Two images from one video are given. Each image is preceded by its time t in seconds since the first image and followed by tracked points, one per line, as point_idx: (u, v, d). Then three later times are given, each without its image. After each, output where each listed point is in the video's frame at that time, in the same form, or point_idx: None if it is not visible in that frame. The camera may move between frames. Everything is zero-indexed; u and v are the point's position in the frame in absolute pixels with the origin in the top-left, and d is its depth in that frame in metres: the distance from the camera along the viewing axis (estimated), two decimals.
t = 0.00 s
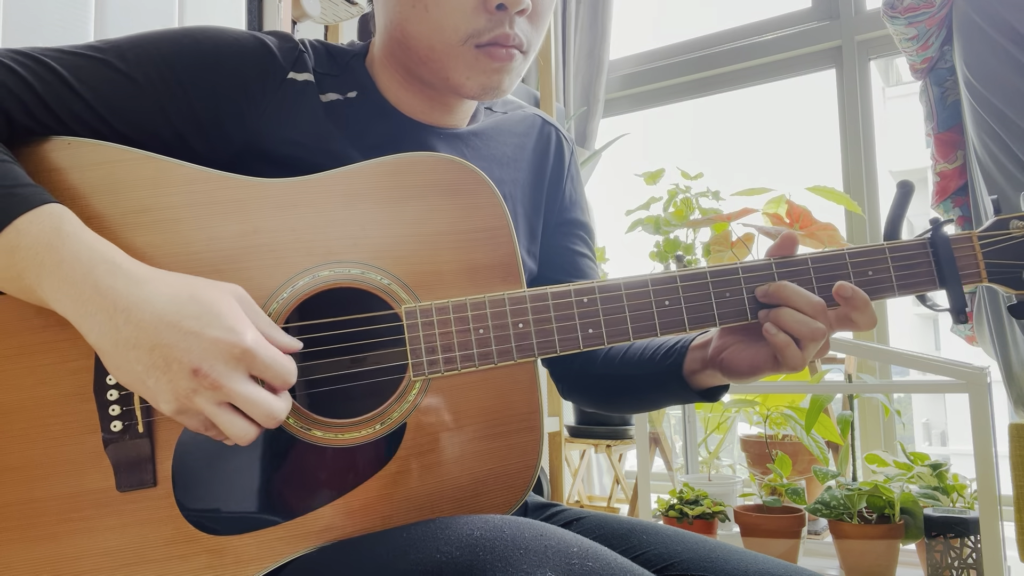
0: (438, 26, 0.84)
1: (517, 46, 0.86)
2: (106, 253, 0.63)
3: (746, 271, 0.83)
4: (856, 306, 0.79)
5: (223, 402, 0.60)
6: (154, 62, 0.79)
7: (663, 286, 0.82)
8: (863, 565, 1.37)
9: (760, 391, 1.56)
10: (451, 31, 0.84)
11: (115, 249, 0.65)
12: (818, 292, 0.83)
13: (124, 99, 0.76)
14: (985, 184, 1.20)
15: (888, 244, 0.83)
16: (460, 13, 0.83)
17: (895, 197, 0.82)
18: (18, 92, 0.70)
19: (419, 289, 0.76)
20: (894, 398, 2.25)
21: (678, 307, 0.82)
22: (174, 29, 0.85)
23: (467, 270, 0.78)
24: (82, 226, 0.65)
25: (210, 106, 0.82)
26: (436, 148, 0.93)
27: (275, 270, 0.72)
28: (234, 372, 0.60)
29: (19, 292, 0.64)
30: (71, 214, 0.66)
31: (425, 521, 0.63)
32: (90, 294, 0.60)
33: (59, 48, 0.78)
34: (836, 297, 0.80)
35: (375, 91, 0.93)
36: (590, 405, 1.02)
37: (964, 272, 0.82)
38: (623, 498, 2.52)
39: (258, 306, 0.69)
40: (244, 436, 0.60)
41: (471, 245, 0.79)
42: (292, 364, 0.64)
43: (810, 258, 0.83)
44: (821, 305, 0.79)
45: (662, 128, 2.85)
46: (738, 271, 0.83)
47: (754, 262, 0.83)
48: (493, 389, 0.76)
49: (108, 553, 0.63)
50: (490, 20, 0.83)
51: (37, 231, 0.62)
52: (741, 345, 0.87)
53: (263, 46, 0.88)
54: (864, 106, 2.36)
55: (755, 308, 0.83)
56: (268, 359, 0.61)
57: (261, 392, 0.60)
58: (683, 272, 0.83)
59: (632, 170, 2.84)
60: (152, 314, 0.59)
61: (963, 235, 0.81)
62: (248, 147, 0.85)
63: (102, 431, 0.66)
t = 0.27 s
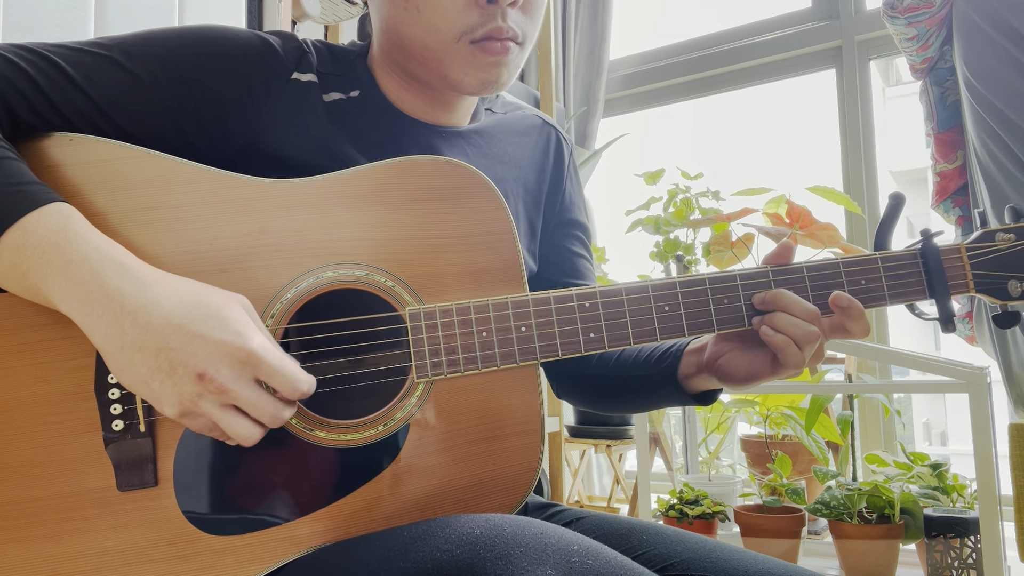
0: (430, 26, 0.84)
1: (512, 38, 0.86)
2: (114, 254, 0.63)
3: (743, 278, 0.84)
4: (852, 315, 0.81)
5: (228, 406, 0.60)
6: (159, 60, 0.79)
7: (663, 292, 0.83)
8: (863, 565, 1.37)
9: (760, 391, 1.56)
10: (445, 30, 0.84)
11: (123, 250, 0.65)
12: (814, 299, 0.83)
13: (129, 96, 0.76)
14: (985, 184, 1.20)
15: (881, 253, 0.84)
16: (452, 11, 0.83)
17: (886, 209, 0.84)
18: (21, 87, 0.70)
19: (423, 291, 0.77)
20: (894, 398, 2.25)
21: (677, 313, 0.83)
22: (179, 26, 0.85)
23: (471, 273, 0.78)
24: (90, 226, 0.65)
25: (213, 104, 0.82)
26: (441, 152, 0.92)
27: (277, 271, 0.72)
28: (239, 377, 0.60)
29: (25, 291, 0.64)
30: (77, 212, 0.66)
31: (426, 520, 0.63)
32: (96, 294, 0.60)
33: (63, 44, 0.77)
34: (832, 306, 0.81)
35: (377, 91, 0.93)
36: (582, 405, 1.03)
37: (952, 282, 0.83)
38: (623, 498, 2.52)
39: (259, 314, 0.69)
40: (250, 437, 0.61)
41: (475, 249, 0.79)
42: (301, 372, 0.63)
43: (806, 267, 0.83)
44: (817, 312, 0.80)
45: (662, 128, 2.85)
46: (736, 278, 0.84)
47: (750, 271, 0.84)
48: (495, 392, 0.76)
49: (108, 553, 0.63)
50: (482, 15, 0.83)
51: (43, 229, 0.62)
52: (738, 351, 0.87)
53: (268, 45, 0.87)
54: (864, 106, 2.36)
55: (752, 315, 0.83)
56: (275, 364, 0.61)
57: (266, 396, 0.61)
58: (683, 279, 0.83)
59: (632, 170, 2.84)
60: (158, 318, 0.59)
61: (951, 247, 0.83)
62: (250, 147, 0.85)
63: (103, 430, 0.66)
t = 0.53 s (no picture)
0: (423, 21, 0.85)
1: (505, 25, 0.86)
2: (120, 256, 0.63)
3: (743, 279, 0.84)
4: (849, 318, 0.81)
5: (232, 409, 0.60)
6: (161, 60, 0.79)
7: (665, 293, 0.83)
8: (863, 565, 1.37)
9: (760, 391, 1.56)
10: (438, 24, 0.85)
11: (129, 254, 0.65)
12: (811, 301, 0.83)
13: (130, 96, 0.76)
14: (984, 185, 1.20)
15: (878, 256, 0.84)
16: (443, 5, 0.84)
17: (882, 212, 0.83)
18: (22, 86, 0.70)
19: (426, 292, 0.77)
20: (894, 398, 2.25)
21: (679, 314, 0.83)
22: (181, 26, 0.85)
23: (474, 274, 0.78)
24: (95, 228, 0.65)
25: (214, 104, 0.82)
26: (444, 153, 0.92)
27: (280, 271, 0.72)
28: (243, 380, 0.60)
29: (31, 293, 0.64)
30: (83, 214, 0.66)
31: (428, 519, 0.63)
32: (102, 297, 0.60)
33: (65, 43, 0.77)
34: (828, 308, 0.81)
35: (377, 91, 0.93)
36: (580, 400, 1.03)
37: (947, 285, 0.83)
38: (623, 498, 2.52)
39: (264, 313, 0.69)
40: (252, 442, 0.61)
41: (478, 249, 0.79)
42: (305, 375, 0.63)
43: (804, 269, 0.84)
44: (816, 315, 0.81)
45: (662, 129, 2.85)
46: (737, 280, 0.84)
47: (749, 272, 0.84)
48: (497, 393, 0.76)
49: (109, 554, 0.63)
50: (472, 5, 0.84)
51: (48, 232, 0.62)
52: (739, 352, 0.87)
53: (269, 45, 0.88)
54: (864, 106, 2.36)
55: (753, 317, 0.84)
56: (279, 368, 0.61)
57: (269, 401, 0.61)
58: (685, 281, 0.83)
59: (631, 170, 2.84)
60: (163, 321, 0.59)
61: (947, 249, 0.82)
62: (250, 148, 0.85)
63: (106, 431, 0.66)
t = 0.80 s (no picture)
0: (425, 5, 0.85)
1: None
2: (112, 254, 0.63)
3: (746, 275, 0.84)
4: (857, 311, 0.80)
5: (229, 405, 0.60)
6: (158, 61, 0.79)
7: (665, 290, 0.82)
8: (863, 565, 1.37)
9: (760, 391, 1.56)
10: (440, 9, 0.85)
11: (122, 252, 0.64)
12: (819, 296, 0.83)
13: (129, 98, 0.76)
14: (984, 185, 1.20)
15: (888, 248, 0.84)
16: None
17: (894, 202, 0.84)
18: (20, 89, 0.69)
19: (422, 290, 0.76)
20: (894, 398, 2.25)
21: (680, 310, 0.83)
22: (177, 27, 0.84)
23: (472, 273, 0.78)
24: (87, 227, 0.65)
25: (212, 104, 0.81)
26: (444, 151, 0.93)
27: (278, 271, 0.72)
28: (240, 375, 0.60)
29: (25, 293, 0.64)
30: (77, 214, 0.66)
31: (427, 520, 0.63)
32: (96, 295, 0.60)
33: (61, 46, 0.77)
34: (836, 302, 0.81)
35: (375, 91, 0.93)
36: (586, 404, 1.02)
37: (962, 277, 0.82)
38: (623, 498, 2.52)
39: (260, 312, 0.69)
40: (249, 440, 0.60)
41: (477, 248, 0.79)
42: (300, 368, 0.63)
43: (811, 262, 0.83)
44: (823, 309, 0.81)
45: (662, 129, 2.85)
46: (740, 275, 0.84)
47: (754, 267, 0.84)
48: (496, 392, 0.76)
49: (109, 554, 0.63)
50: None
51: (43, 231, 0.62)
52: (743, 349, 0.87)
53: (266, 46, 0.88)
54: (864, 106, 2.36)
55: (756, 312, 0.83)
56: (276, 362, 0.61)
57: (266, 397, 0.61)
58: (686, 276, 0.83)
59: (632, 170, 2.84)
60: (159, 317, 0.59)
61: (960, 240, 0.82)
62: (249, 147, 0.85)
63: (105, 432, 0.66)
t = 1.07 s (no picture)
0: None
1: None
2: (104, 258, 0.63)
3: (746, 272, 0.84)
4: (861, 310, 0.81)
5: (219, 409, 0.60)
6: (155, 63, 0.78)
7: (663, 288, 0.82)
8: (863, 565, 1.37)
9: (760, 391, 1.56)
10: None
11: (114, 255, 0.64)
12: (821, 293, 0.83)
13: (127, 100, 0.76)
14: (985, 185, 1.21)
15: (891, 244, 0.84)
16: None
17: (897, 198, 0.84)
18: (17, 93, 0.69)
19: (419, 290, 0.76)
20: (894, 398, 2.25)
21: (678, 309, 0.83)
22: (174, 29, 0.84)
23: (470, 272, 0.78)
24: (80, 230, 0.65)
25: (211, 105, 0.81)
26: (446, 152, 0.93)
27: (277, 271, 0.72)
28: (228, 379, 0.60)
29: (19, 297, 0.64)
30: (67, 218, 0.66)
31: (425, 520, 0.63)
32: (84, 300, 0.60)
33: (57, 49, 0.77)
34: (840, 300, 0.81)
35: (373, 91, 0.93)
36: (587, 407, 1.02)
37: (967, 272, 0.83)
38: (623, 498, 2.52)
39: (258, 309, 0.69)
40: (239, 441, 0.61)
41: (475, 248, 0.79)
42: (290, 370, 0.63)
43: (812, 259, 0.84)
44: (823, 307, 0.80)
45: (662, 129, 2.85)
46: (740, 272, 0.84)
47: (754, 264, 0.84)
48: (493, 392, 0.76)
49: (108, 555, 0.63)
50: None
51: (36, 235, 0.62)
52: (742, 347, 0.87)
53: (264, 47, 0.87)
54: (864, 106, 2.36)
55: (756, 309, 0.83)
56: (265, 366, 0.61)
57: (254, 400, 0.60)
58: (684, 274, 0.83)
59: (632, 170, 2.84)
60: (147, 322, 0.59)
61: (964, 235, 0.82)
62: (247, 149, 0.85)
63: (103, 433, 0.66)
